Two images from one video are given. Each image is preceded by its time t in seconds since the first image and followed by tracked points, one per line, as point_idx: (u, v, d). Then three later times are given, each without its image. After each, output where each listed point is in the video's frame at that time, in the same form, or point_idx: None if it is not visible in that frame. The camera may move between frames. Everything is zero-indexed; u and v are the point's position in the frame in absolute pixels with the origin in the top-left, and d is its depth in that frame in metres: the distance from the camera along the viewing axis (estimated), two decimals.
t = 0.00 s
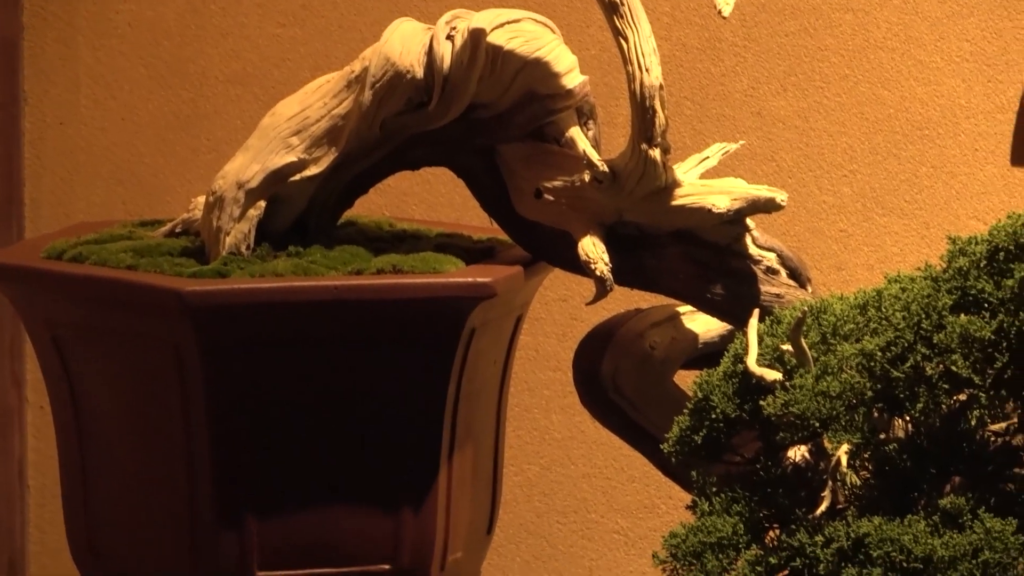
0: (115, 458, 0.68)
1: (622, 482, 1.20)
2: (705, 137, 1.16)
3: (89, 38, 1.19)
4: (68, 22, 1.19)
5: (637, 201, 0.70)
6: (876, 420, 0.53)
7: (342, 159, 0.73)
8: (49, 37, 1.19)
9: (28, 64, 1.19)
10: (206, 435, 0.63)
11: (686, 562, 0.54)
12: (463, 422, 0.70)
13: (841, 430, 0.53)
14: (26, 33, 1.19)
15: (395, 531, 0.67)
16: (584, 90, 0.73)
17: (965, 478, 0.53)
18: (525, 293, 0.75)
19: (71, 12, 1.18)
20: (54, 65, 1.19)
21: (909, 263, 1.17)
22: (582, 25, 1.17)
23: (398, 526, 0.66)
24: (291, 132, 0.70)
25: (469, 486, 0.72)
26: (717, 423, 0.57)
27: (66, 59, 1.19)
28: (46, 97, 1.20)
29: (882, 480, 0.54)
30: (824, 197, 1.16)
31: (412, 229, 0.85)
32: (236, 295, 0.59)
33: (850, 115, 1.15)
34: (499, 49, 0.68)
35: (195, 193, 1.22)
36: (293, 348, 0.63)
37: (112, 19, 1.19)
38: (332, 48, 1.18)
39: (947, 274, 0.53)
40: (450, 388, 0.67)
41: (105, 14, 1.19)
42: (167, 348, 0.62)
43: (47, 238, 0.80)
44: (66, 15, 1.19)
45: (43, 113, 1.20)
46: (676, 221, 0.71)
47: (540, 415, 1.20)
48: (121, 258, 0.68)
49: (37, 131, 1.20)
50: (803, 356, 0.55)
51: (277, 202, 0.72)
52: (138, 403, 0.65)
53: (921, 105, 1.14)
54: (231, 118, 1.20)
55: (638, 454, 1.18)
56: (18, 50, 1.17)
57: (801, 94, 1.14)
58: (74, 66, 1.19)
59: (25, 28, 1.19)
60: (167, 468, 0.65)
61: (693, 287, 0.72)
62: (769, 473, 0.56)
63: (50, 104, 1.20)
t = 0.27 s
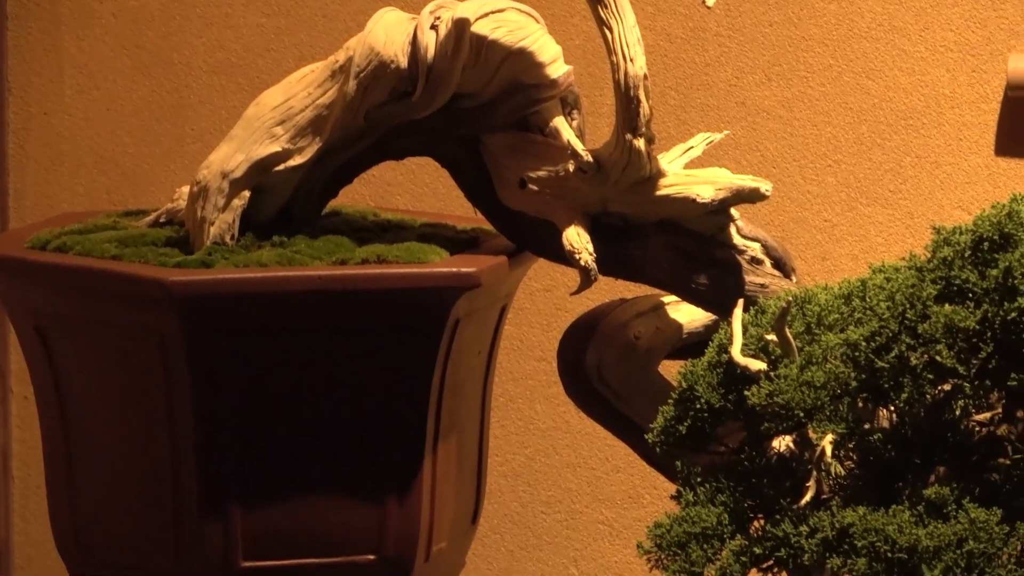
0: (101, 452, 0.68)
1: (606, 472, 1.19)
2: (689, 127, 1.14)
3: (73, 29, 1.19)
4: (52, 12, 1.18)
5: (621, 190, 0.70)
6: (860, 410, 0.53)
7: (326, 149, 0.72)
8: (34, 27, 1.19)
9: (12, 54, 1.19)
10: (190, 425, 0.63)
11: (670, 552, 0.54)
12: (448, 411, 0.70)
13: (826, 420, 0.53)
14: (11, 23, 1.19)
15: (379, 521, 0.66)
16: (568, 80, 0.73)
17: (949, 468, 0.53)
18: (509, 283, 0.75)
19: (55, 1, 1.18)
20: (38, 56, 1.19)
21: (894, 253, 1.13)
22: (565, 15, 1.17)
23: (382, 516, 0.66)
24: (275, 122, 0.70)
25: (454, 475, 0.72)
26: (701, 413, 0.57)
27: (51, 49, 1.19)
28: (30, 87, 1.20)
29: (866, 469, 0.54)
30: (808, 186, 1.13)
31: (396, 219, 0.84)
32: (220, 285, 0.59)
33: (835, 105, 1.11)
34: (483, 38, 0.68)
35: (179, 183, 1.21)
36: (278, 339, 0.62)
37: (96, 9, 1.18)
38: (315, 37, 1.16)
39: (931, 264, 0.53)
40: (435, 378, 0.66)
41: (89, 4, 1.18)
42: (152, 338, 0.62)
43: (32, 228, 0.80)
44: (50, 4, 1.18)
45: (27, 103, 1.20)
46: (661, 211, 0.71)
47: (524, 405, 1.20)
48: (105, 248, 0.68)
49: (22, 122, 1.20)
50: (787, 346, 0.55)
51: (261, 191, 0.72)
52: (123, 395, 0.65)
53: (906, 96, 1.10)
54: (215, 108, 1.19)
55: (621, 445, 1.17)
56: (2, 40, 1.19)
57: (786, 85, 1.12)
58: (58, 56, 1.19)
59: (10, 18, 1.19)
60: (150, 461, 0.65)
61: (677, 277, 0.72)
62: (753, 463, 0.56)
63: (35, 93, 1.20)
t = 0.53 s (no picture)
0: (88, 446, 0.67)
1: (594, 464, 1.19)
2: (677, 120, 1.14)
3: (60, 21, 1.18)
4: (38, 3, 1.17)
5: (609, 183, 0.70)
6: (848, 403, 0.53)
7: (315, 142, 0.72)
8: (19, 18, 1.17)
9: None
10: (178, 419, 0.63)
11: (658, 544, 0.54)
12: (434, 404, 0.69)
13: (814, 413, 0.53)
14: None
15: (367, 513, 0.66)
16: (555, 73, 0.72)
17: (937, 460, 0.53)
18: (496, 276, 0.74)
19: None
20: (25, 48, 1.18)
21: (881, 246, 1.13)
22: (553, 8, 1.17)
23: (370, 508, 0.66)
24: (263, 115, 0.70)
25: (440, 469, 0.72)
26: (689, 406, 0.57)
27: (37, 41, 1.18)
28: (17, 79, 1.18)
29: (854, 462, 0.54)
30: (796, 179, 1.13)
31: (383, 212, 0.84)
32: (208, 278, 0.59)
33: (823, 98, 1.11)
34: (471, 31, 0.68)
35: (167, 175, 1.20)
36: (267, 331, 0.62)
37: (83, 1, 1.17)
38: (303, 30, 1.16)
39: (918, 257, 0.53)
40: (422, 371, 0.66)
41: None
42: (138, 331, 0.62)
43: (18, 221, 0.79)
44: None
45: (14, 96, 1.19)
46: (649, 204, 0.71)
47: (512, 398, 1.20)
48: (92, 241, 0.68)
49: (8, 115, 1.19)
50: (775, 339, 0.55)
51: (249, 185, 0.72)
52: (110, 388, 0.65)
53: (894, 89, 1.10)
54: (202, 101, 1.18)
55: (609, 437, 1.18)
56: None
57: (774, 77, 1.12)
58: (45, 48, 1.18)
59: None
60: (139, 454, 0.65)
61: (665, 269, 0.72)
62: (740, 456, 0.56)
63: (22, 86, 1.19)
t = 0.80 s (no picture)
0: (77, 439, 0.67)
1: (583, 455, 1.19)
2: (666, 110, 1.14)
3: (49, 11, 1.17)
4: None
5: (597, 173, 0.70)
6: (837, 393, 0.54)
7: (303, 132, 0.72)
8: (7, 8, 1.16)
9: None
10: (167, 410, 0.63)
11: (647, 535, 0.55)
12: (423, 394, 0.69)
13: (802, 403, 0.54)
14: None
15: (355, 504, 0.66)
16: (544, 63, 0.73)
17: (925, 450, 0.53)
18: (485, 266, 0.74)
19: None
20: (12, 38, 1.17)
21: (870, 236, 1.13)
22: None
23: (358, 498, 0.66)
24: (251, 105, 0.70)
25: (429, 459, 0.71)
26: (678, 396, 0.57)
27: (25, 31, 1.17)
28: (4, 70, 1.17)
29: (843, 453, 0.54)
30: (785, 169, 1.13)
31: (373, 202, 0.84)
32: (198, 268, 0.59)
33: (811, 88, 1.11)
34: (460, 21, 0.68)
35: (156, 166, 1.19)
36: (257, 321, 0.62)
37: None
38: (292, 20, 1.16)
39: (907, 247, 0.53)
40: (411, 361, 0.66)
41: None
42: (126, 321, 0.62)
43: (5, 212, 0.78)
44: None
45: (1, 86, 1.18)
46: (638, 194, 0.70)
47: (500, 388, 1.20)
48: (80, 231, 0.67)
49: None
50: (764, 329, 0.55)
51: (237, 175, 0.71)
52: (99, 379, 0.64)
53: (883, 79, 1.10)
54: (191, 91, 1.18)
55: (598, 427, 1.18)
56: None
57: (762, 67, 1.11)
58: (32, 38, 1.17)
59: None
60: (128, 447, 0.64)
61: (654, 259, 0.72)
62: (729, 447, 0.57)
63: (10, 76, 1.18)
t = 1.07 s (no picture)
0: (65, 434, 0.66)
1: (572, 448, 1.19)
2: (655, 104, 1.14)
3: (38, 4, 1.17)
4: None
5: (587, 166, 0.70)
6: (827, 386, 0.54)
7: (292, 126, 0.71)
8: None
9: None
10: (156, 404, 0.63)
11: (637, 528, 0.55)
12: (414, 388, 0.69)
13: (792, 397, 0.54)
14: None
15: (345, 498, 0.65)
16: (534, 57, 0.73)
17: (915, 443, 0.53)
18: (475, 259, 0.74)
19: None
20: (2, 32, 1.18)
21: (860, 230, 1.12)
22: None
23: (347, 492, 0.65)
24: (241, 99, 0.69)
25: (420, 453, 0.71)
26: (668, 389, 0.57)
27: (14, 26, 1.18)
28: None
29: (833, 446, 0.55)
30: (775, 162, 1.12)
31: (363, 195, 0.84)
32: (187, 261, 0.59)
33: (801, 81, 1.11)
34: (449, 15, 0.69)
35: (144, 159, 1.19)
36: (246, 315, 0.62)
37: None
38: (281, 13, 1.15)
39: (897, 240, 0.53)
40: (401, 355, 0.66)
41: None
42: (116, 314, 0.62)
43: None
44: None
45: None
46: (628, 187, 0.71)
47: (490, 381, 1.20)
48: (70, 225, 0.67)
49: None
50: (754, 323, 0.55)
51: (226, 168, 0.71)
52: (88, 373, 0.64)
53: (873, 73, 1.09)
54: (179, 85, 1.17)
55: (588, 421, 1.18)
56: None
57: (751, 60, 1.11)
58: (22, 32, 1.18)
59: None
60: (118, 440, 0.64)
61: (644, 253, 0.72)
62: (719, 440, 0.56)
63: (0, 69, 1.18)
